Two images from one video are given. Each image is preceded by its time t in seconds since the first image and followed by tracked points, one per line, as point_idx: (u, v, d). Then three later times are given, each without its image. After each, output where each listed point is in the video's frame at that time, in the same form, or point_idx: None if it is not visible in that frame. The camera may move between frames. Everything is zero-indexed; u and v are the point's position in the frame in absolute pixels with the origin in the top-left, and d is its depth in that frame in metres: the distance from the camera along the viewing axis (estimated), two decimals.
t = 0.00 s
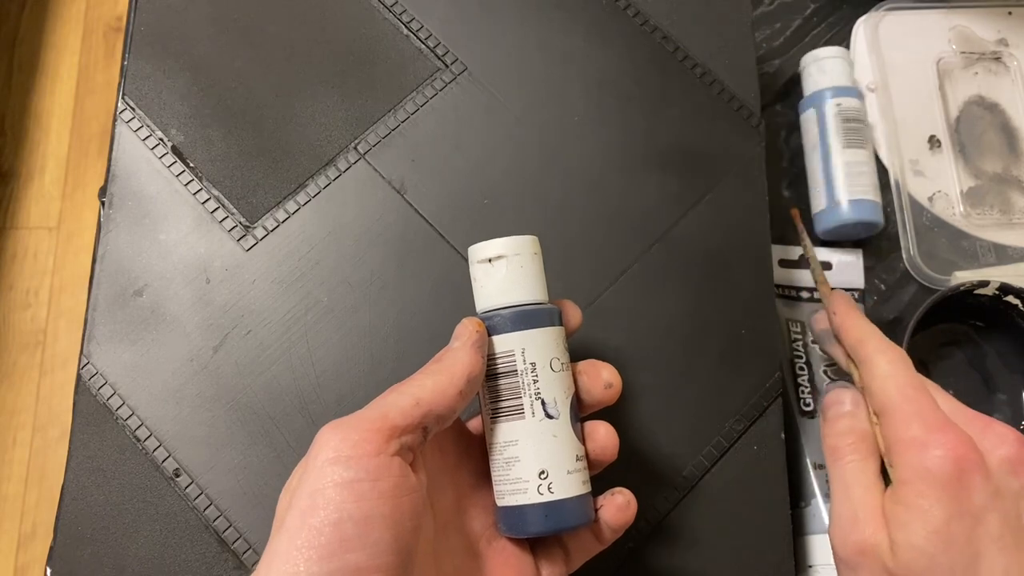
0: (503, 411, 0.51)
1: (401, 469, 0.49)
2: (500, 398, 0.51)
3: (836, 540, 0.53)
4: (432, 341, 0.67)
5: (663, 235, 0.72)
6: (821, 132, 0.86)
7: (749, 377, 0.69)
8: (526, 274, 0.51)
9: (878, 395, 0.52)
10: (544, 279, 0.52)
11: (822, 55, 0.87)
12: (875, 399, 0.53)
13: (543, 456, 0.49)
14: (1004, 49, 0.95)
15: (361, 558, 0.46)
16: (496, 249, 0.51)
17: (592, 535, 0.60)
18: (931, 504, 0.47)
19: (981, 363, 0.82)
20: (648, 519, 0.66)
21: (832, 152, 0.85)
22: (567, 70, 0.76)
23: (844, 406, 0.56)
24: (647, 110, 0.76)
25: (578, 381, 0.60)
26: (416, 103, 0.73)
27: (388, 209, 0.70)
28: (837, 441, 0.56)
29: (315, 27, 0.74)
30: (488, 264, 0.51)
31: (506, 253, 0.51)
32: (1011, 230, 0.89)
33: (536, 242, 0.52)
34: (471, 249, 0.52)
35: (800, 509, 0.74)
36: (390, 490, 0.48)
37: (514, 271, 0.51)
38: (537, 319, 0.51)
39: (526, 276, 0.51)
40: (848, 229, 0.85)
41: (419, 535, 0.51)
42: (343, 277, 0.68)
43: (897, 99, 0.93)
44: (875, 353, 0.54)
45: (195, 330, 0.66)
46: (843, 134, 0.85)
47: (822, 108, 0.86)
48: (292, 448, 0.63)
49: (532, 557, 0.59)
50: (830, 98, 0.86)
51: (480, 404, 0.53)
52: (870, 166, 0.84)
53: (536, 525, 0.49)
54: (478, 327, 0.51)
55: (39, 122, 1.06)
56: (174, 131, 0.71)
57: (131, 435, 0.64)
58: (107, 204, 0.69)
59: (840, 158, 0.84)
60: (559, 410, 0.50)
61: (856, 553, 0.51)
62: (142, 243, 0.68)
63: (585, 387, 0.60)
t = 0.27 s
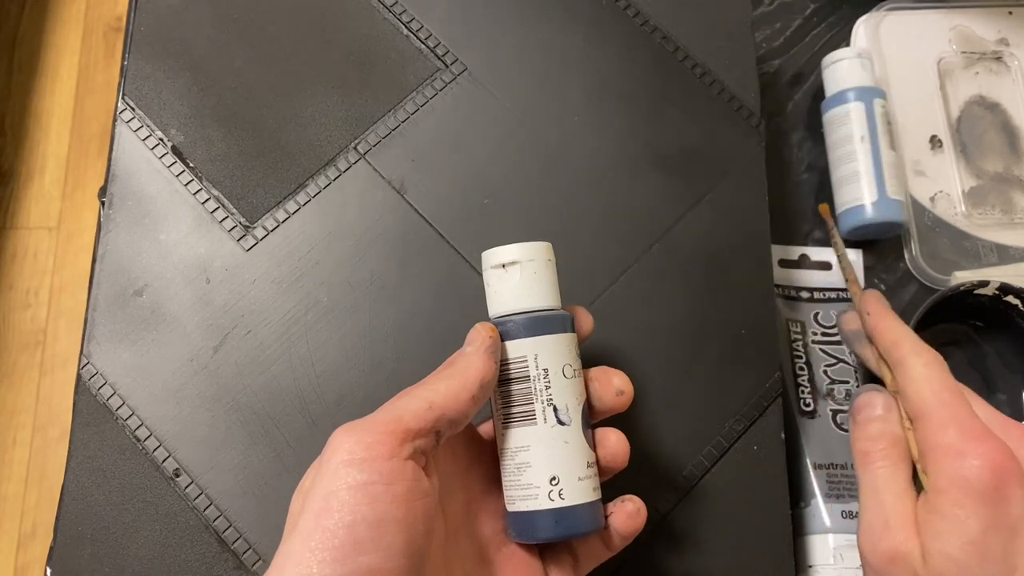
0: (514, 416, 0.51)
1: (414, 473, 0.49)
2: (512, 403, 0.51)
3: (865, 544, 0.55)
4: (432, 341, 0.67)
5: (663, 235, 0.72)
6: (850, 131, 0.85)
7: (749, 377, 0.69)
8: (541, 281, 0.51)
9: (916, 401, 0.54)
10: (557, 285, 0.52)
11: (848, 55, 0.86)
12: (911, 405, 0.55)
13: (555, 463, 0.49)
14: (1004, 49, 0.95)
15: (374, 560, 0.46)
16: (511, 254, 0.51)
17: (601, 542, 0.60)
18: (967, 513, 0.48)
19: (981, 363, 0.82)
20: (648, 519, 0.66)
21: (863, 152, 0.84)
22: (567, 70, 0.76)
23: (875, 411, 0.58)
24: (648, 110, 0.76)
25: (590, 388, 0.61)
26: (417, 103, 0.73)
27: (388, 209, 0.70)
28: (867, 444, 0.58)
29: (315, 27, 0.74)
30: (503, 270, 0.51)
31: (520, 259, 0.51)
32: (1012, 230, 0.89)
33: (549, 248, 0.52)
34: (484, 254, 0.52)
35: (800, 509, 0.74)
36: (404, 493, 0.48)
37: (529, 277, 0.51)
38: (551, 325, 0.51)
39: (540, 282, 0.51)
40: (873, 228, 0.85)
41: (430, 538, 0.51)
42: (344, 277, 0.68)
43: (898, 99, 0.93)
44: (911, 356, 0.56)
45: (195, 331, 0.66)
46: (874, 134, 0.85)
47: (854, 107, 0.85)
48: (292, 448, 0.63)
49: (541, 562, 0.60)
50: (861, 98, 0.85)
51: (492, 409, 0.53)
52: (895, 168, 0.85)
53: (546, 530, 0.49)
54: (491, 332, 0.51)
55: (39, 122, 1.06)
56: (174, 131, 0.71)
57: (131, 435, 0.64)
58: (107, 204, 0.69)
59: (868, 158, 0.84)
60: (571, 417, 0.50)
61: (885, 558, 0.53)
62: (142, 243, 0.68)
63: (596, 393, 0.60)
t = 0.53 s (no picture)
0: (515, 414, 0.51)
1: (416, 470, 0.49)
2: (514, 401, 0.51)
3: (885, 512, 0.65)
4: (432, 341, 0.67)
5: (663, 236, 0.72)
6: (831, 130, 0.85)
7: (750, 377, 0.69)
8: (541, 278, 0.51)
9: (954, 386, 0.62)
10: (558, 283, 0.52)
11: (833, 53, 0.86)
12: (942, 379, 0.64)
13: (556, 460, 0.49)
14: (1004, 49, 0.95)
15: (376, 557, 0.46)
16: (511, 252, 0.51)
17: (603, 539, 0.60)
18: (990, 488, 0.57)
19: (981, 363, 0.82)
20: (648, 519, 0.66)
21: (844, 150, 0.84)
22: (567, 70, 0.76)
23: (904, 386, 0.67)
24: (648, 110, 0.76)
25: (591, 386, 0.61)
26: (416, 103, 0.73)
27: (388, 209, 0.70)
28: (900, 418, 0.66)
29: (315, 27, 0.74)
30: (503, 268, 0.51)
31: (521, 257, 0.51)
32: (1012, 230, 0.89)
33: (550, 247, 0.52)
34: (485, 253, 0.52)
35: (800, 509, 0.74)
36: (406, 490, 0.48)
37: (530, 275, 0.51)
38: (552, 323, 0.51)
39: (540, 280, 0.51)
40: (857, 229, 0.84)
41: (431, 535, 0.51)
42: (343, 278, 0.68)
43: (898, 99, 0.93)
44: (948, 334, 0.65)
45: (195, 330, 0.66)
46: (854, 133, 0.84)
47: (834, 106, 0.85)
48: (292, 448, 0.63)
49: (542, 559, 0.60)
50: (843, 97, 0.85)
51: (494, 407, 0.53)
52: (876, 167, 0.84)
53: (548, 527, 0.49)
54: (493, 330, 0.51)
55: (39, 122, 1.06)
56: (174, 131, 0.71)
57: (131, 435, 0.63)
58: (107, 204, 0.69)
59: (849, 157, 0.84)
60: (572, 414, 0.50)
61: (908, 526, 0.62)
62: (142, 243, 0.68)
63: (597, 390, 0.61)
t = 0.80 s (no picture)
0: (509, 412, 0.51)
1: (410, 468, 0.49)
2: (506, 399, 0.51)
3: (879, 519, 0.56)
4: (432, 341, 0.67)
5: (663, 236, 0.72)
6: (805, 135, 0.86)
7: (749, 378, 0.69)
8: (532, 277, 0.51)
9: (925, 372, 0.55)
10: (551, 282, 0.52)
11: (811, 55, 0.86)
12: (919, 374, 0.56)
13: (549, 458, 0.49)
14: (1004, 49, 0.95)
15: (370, 555, 0.46)
16: (503, 251, 0.51)
17: (596, 537, 0.60)
18: (978, 484, 0.50)
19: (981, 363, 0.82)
20: (649, 519, 0.66)
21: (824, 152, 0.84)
22: (567, 70, 0.76)
23: (889, 383, 0.59)
24: (647, 110, 0.76)
25: (583, 384, 0.61)
26: (417, 103, 0.73)
27: (388, 209, 0.70)
28: (890, 418, 0.58)
29: (315, 27, 0.74)
30: (494, 266, 0.51)
31: (513, 256, 0.51)
32: (1012, 230, 0.89)
33: (542, 246, 0.52)
34: (478, 252, 0.52)
35: (800, 509, 0.74)
36: (400, 488, 0.48)
37: (521, 274, 0.51)
38: (544, 322, 0.51)
39: (532, 278, 0.51)
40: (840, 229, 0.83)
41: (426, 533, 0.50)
42: (343, 278, 0.68)
43: (898, 99, 0.94)
44: (926, 330, 0.56)
45: (194, 330, 0.66)
46: (835, 133, 0.84)
47: (814, 107, 0.85)
48: (292, 448, 0.63)
49: (536, 557, 0.60)
50: (822, 97, 0.85)
51: (486, 406, 0.53)
52: (859, 166, 0.83)
53: (542, 524, 0.49)
54: (485, 329, 0.51)
55: (39, 122, 1.06)
56: (174, 131, 0.71)
57: (131, 435, 0.63)
58: (107, 204, 0.69)
59: (830, 158, 0.83)
60: (565, 412, 0.50)
61: (893, 532, 0.55)
62: (141, 243, 0.68)
63: (587, 388, 0.61)
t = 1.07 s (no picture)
0: (509, 407, 0.51)
1: (410, 462, 0.49)
2: (506, 394, 0.51)
3: (867, 520, 0.53)
4: (431, 341, 0.67)
5: (663, 236, 0.72)
6: (799, 137, 0.86)
7: (749, 377, 0.69)
8: (532, 273, 0.51)
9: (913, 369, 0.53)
10: (550, 278, 0.52)
11: (805, 55, 0.86)
12: (910, 373, 0.54)
13: (549, 452, 0.49)
14: (1004, 49, 0.95)
15: (371, 548, 0.46)
16: (504, 247, 0.51)
17: (597, 532, 0.60)
18: (968, 483, 0.47)
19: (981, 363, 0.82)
20: (648, 519, 0.66)
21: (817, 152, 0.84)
22: (567, 70, 0.76)
23: (879, 382, 0.56)
24: (647, 110, 0.76)
25: (583, 379, 0.61)
26: (416, 103, 0.73)
27: (388, 209, 0.70)
28: (879, 417, 0.55)
29: (315, 27, 0.74)
30: (494, 263, 0.51)
31: (513, 252, 0.51)
32: (1012, 230, 0.89)
33: (542, 242, 0.52)
34: (478, 249, 0.52)
35: (800, 509, 0.74)
36: (400, 482, 0.48)
37: (521, 270, 0.51)
38: (544, 317, 0.51)
39: (532, 275, 0.51)
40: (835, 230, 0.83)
41: (426, 528, 0.50)
42: (343, 278, 0.68)
43: (897, 99, 0.94)
44: (918, 329, 0.54)
45: (195, 330, 0.66)
46: (829, 134, 0.84)
47: (807, 108, 0.85)
48: (292, 448, 0.63)
49: (537, 552, 0.60)
50: (816, 98, 0.85)
51: (487, 401, 0.53)
52: (852, 166, 0.83)
53: (542, 519, 0.49)
54: (485, 325, 0.51)
55: (39, 122, 1.06)
56: (174, 131, 0.71)
57: (131, 435, 0.63)
58: (107, 204, 0.69)
59: (824, 159, 0.83)
60: (565, 407, 0.50)
61: (882, 533, 0.52)
62: (142, 243, 0.68)
63: (587, 384, 0.61)
